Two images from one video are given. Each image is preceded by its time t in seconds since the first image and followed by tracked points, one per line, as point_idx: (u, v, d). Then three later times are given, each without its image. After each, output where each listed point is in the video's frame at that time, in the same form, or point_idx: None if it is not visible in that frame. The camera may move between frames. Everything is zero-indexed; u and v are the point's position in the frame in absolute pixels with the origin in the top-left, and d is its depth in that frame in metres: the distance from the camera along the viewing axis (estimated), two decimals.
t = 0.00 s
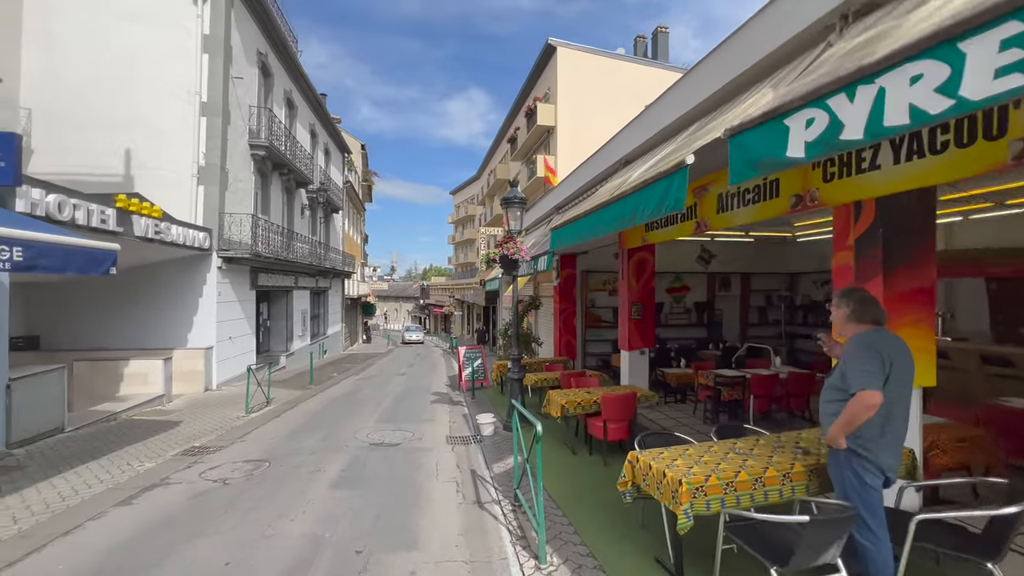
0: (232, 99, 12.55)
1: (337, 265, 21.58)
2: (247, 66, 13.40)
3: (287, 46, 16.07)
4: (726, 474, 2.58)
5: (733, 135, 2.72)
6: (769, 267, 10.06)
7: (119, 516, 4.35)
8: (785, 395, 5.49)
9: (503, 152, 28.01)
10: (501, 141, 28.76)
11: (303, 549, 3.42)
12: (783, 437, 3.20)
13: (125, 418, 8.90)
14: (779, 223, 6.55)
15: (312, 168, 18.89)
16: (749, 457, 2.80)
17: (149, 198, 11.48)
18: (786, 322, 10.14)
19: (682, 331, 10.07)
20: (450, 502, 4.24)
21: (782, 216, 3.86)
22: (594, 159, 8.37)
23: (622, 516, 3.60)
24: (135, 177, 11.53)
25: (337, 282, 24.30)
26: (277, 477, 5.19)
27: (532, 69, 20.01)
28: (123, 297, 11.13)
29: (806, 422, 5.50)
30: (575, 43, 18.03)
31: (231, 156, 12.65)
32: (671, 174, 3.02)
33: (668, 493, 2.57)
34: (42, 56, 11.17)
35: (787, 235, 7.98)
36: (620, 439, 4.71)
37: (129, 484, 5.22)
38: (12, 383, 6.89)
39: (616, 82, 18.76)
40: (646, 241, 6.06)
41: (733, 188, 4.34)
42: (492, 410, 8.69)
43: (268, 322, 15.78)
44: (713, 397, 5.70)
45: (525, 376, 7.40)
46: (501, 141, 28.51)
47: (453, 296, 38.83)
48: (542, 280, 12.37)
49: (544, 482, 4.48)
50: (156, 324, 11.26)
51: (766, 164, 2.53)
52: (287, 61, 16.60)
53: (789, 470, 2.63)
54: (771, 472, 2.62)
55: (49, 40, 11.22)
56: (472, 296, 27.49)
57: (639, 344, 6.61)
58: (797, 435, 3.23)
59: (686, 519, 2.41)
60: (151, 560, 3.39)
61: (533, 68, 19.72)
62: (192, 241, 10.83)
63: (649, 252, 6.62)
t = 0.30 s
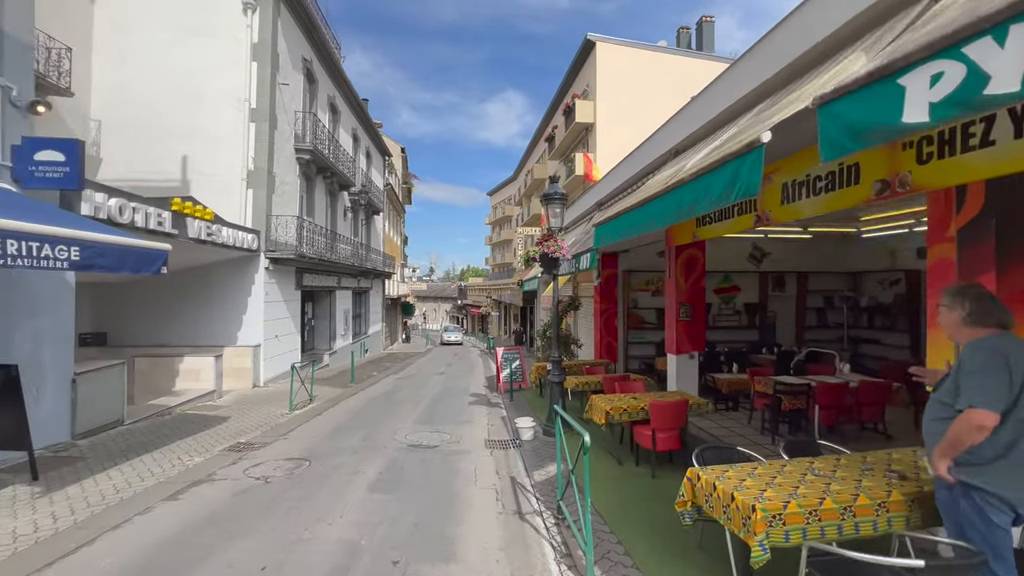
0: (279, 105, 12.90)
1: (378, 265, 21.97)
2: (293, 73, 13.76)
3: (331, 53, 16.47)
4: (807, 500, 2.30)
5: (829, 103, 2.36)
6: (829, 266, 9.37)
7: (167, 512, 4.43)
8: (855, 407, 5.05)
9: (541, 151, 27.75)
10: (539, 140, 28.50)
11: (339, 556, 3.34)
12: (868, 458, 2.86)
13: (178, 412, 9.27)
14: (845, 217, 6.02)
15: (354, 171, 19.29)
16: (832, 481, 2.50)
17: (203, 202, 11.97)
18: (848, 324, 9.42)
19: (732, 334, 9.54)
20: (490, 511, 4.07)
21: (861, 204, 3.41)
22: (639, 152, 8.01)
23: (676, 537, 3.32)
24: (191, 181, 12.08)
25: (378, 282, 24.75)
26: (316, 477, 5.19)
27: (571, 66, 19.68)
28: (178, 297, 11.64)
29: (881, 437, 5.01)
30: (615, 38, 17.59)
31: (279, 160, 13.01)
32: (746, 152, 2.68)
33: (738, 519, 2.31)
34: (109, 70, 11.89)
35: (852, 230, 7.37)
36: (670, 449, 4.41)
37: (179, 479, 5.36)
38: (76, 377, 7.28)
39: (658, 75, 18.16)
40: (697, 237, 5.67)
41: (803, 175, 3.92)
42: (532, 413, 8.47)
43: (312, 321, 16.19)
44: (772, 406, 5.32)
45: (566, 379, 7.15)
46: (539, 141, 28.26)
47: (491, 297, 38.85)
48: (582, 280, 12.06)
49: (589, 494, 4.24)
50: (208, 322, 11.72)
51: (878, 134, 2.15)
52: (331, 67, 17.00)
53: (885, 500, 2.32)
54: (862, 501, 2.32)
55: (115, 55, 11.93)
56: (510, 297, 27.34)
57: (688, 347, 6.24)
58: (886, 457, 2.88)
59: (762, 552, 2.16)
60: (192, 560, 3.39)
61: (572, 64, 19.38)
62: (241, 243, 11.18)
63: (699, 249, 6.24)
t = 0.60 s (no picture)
0: (322, 114, 13.18)
1: (416, 270, 22.21)
2: (336, 82, 14.08)
3: (372, 63, 16.80)
4: (910, 544, 2.02)
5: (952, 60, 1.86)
6: (895, 268, 8.64)
7: (206, 515, 4.49)
8: (938, 427, 4.59)
9: (578, 153, 27.38)
10: (576, 142, 28.13)
11: (370, 570, 3.22)
12: (977, 491, 2.51)
13: (226, 412, 9.54)
14: (919, 213, 5.47)
15: (393, 177, 19.58)
16: (941, 521, 2.18)
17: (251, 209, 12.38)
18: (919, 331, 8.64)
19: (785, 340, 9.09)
20: (528, 528, 3.86)
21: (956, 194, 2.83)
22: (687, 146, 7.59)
23: (737, 567, 3.00)
24: (240, 190, 12.53)
25: (416, 287, 25.04)
26: (352, 483, 5.14)
27: (609, 66, 19.30)
28: (227, 300, 12.05)
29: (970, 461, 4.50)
30: (655, 34, 17.09)
31: (321, 168, 13.31)
32: (824, 135, 2.30)
33: (822, 562, 2.08)
34: (167, 85, 12.53)
35: (926, 228, 6.71)
36: (725, 467, 4.06)
37: (220, 480, 5.45)
38: (131, 377, 7.59)
39: (701, 71, 17.52)
40: (750, 236, 5.17)
41: (885, 162, 3.36)
42: (571, 422, 8.19)
43: (353, 324, 16.48)
44: (839, 423, 4.93)
45: (608, 387, 6.84)
46: (576, 143, 27.90)
47: (528, 301, 38.64)
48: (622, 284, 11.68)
49: (637, 512, 3.95)
50: (254, 325, 12.07)
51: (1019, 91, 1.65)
52: (372, 76, 17.36)
53: (1012, 549, 1.98)
54: (982, 547, 2.00)
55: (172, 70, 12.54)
56: (546, 301, 27.03)
57: (741, 355, 5.81)
58: (1000, 491, 2.51)
59: None
60: (227, 567, 3.36)
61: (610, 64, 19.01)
62: (285, 248, 11.44)
63: (751, 250, 5.82)
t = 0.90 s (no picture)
0: (364, 121, 13.38)
1: (456, 273, 22.29)
2: (377, 90, 14.30)
3: (412, 70, 17.02)
4: None
5: None
6: (980, 268, 7.79)
7: (243, 519, 4.52)
8: None
9: (619, 153, 26.78)
10: (617, 142, 27.52)
11: None
12: None
13: (271, 412, 9.68)
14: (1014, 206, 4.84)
15: (433, 182, 19.75)
16: None
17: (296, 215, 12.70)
18: (1010, 339, 7.73)
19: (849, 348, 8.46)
20: (566, 547, 3.62)
21: None
22: (740, 139, 7.09)
23: None
24: (287, 197, 12.89)
25: (457, 290, 25.15)
26: (386, 491, 5.06)
27: (652, 62, 18.75)
28: (274, 303, 12.39)
29: None
30: (700, 27, 16.43)
31: (364, 174, 13.51)
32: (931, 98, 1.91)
33: None
34: (222, 99, 13.14)
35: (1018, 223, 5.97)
36: (789, 490, 3.66)
37: (260, 482, 5.50)
38: (183, 376, 7.85)
39: (749, 64, 16.70)
40: (815, 231, 4.64)
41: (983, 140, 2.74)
42: (615, 431, 7.82)
43: (394, 327, 16.67)
44: (921, 441, 4.48)
45: (654, 395, 6.47)
46: (617, 143, 27.30)
47: (568, 305, 38.07)
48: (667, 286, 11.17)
49: (690, 536, 3.60)
50: (300, 328, 12.37)
51: None
52: (412, 83, 17.58)
53: None
54: None
55: (226, 84, 13.14)
56: (587, 305, 26.50)
57: (802, 363, 5.32)
58: None
59: None
60: None
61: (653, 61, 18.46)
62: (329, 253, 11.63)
63: (812, 248, 5.32)
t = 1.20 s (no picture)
0: (406, 131, 13.54)
1: (496, 280, 22.24)
2: (418, 100, 14.46)
3: (453, 79, 17.15)
4: None
5: None
6: None
7: (280, 526, 4.52)
8: None
9: (663, 155, 26.00)
10: (661, 144, 26.74)
11: None
12: None
13: (314, 417, 9.74)
14: None
15: (473, 189, 19.80)
16: None
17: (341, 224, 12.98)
18: None
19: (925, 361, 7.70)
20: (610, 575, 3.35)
21: None
22: (801, 134, 6.56)
23: None
24: (333, 207, 13.20)
25: (497, 297, 25.10)
26: (421, 504, 4.94)
27: (697, 61, 18.10)
28: (318, 310, 12.66)
29: None
30: (749, 22, 15.69)
31: (405, 183, 13.66)
32: None
33: None
34: (275, 115, 13.67)
35: None
36: (866, 522, 3.27)
37: (298, 488, 5.51)
38: (231, 380, 8.05)
39: (803, 56, 15.73)
40: (893, 227, 4.11)
41: None
42: (662, 447, 7.36)
43: (435, 333, 16.75)
44: None
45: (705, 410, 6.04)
46: (661, 145, 26.54)
47: (610, 312, 37.20)
48: (716, 293, 10.59)
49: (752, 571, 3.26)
50: (344, 334, 12.58)
51: None
52: (453, 92, 17.72)
53: None
54: None
55: (278, 101, 13.66)
56: (630, 312, 25.75)
57: (876, 377, 4.80)
58: None
59: None
60: None
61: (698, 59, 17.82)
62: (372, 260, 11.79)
63: (884, 248, 4.80)
